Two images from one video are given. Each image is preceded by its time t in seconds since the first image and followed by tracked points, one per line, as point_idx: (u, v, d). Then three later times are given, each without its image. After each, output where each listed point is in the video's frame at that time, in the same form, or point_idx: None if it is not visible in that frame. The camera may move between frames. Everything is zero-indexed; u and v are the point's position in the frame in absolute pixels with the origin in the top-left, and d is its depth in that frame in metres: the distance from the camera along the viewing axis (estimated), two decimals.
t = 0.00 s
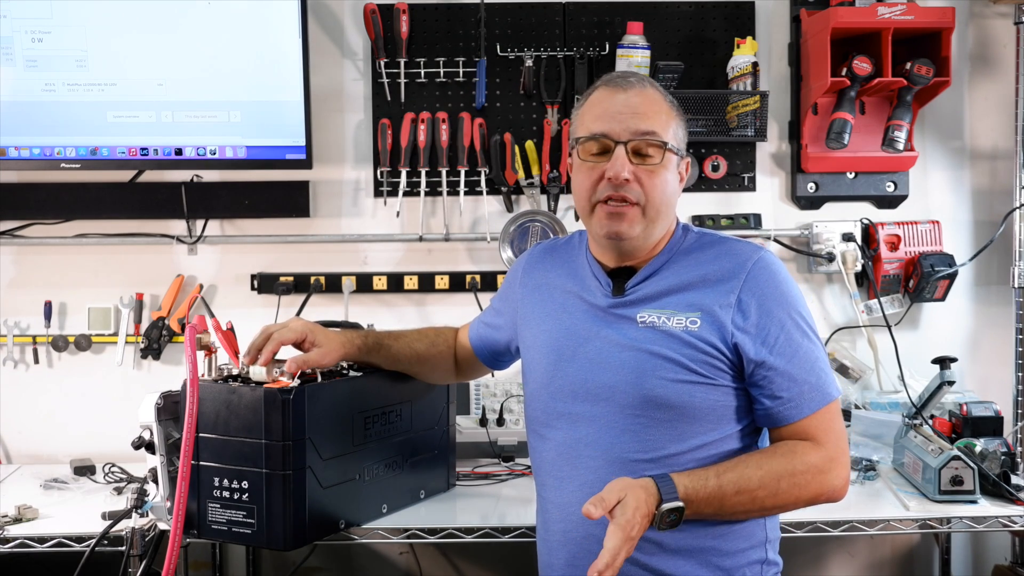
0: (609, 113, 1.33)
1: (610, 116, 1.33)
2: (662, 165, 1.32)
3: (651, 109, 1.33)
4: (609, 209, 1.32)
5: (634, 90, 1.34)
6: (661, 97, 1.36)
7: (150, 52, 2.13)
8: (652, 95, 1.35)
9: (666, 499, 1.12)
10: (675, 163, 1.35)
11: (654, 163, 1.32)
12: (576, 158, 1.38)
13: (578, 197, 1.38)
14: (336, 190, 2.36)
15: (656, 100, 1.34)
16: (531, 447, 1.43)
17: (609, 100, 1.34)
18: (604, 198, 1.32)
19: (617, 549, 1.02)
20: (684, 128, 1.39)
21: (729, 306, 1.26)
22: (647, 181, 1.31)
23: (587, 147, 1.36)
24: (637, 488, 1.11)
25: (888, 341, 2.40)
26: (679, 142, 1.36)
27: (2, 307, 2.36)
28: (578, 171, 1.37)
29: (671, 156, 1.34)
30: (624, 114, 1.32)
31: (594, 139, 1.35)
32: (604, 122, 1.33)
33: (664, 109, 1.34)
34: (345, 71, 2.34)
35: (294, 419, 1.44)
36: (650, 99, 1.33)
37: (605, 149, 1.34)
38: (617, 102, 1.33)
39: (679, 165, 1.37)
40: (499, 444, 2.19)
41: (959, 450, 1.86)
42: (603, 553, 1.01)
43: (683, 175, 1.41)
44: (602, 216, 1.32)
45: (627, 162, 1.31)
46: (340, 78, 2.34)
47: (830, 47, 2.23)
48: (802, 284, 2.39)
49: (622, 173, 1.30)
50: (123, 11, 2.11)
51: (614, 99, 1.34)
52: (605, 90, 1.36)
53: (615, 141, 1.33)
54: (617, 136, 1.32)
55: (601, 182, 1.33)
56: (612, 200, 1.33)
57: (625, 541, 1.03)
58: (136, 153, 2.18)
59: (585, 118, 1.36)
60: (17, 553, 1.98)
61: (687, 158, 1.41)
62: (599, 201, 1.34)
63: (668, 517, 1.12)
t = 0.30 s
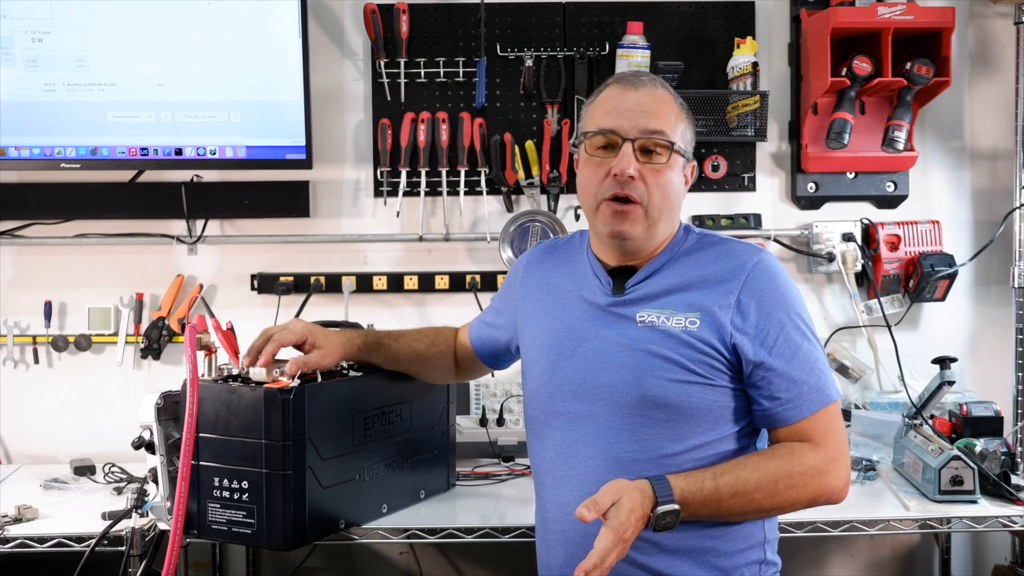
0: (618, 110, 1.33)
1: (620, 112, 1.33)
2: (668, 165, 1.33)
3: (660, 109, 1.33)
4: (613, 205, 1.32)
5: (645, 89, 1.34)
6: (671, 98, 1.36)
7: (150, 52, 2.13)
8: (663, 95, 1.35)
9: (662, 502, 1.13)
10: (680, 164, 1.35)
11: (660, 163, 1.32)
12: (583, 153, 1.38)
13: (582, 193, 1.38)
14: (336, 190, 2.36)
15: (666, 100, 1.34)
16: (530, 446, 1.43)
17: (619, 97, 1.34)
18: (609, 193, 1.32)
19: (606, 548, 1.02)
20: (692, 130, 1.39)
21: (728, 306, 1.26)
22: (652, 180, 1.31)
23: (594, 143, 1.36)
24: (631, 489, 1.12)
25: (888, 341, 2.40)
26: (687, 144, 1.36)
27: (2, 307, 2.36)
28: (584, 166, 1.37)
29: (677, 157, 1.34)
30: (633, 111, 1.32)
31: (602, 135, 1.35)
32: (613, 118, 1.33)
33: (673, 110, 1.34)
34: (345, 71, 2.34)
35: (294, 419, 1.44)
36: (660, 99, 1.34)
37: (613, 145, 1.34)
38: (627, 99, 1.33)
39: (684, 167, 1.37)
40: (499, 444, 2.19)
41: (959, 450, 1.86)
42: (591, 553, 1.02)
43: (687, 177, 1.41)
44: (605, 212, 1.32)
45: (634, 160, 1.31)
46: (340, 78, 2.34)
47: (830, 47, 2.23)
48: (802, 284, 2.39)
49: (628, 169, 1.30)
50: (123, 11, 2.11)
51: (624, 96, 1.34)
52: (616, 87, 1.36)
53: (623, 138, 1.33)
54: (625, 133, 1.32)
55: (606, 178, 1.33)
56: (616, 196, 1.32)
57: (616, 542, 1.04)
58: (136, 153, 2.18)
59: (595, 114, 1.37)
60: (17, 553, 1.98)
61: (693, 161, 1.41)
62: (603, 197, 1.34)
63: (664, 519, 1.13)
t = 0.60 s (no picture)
0: (618, 111, 1.33)
1: (620, 113, 1.33)
2: (667, 166, 1.33)
3: (660, 109, 1.33)
4: (612, 206, 1.32)
5: (645, 90, 1.34)
6: (671, 98, 1.36)
7: (150, 52, 2.13)
8: (662, 95, 1.35)
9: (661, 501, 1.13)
10: (680, 164, 1.35)
11: (660, 164, 1.32)
12: (583, 154, 1.38)
13: (582, 194, 1.38)
14: (336, 190, 2.36)
15: (666, 101, 1.34)
16: (530, 446, 1.43)
17: (619, 98, 1.34)
18: (608, 195, 1.32)
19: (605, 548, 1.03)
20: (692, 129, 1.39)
21: (728, 306, 1.26)
22: (651, 181, 1.31)
23: (594, 144, 1.36)
24: (631, 489, 1.12)
25: (888, 341, 2.40)
26: (687, 145, 1.36)
27: (2, 307, 2.36)
28: (584, 167, 1.37)
29: (678, 158, 1.34)
30: (633, 112, 1.32)
31: (602, 136, 1.35)
32: (613, 119, 1.33)
33: (673, 110, 1.34)
34: (345, 71, 2.34)
35: (294, 419, 1.45)
36: (660, 100, 1.33)
37: (613, 146, 1.34)
38: (627, 100, 1.33)
39: (685, 167, 1.37)
40: (499, 444, 2.19)
41: (959, 450, 1.86)
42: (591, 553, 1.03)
43: (688, 177, 1.41)
44: (605, 214, 1.33)
45: (633, 161, 1.31)
46: (340, 78, 2.34)
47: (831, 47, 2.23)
48: (802, 284, 2.39)
49: (627, 171, 1.30)
50: (123, 11, 2.11)
51: (624, 97, 1.34)
52: (616, 88, 1.35)
53: (622, 139, 1.33)
54: (625, 134, 1.32)
55: (606, 179, 1.33)
56: (616, 198, 1.33)
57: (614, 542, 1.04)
58: (136, 153, 2.18)
59: (595, 115, 1.36)
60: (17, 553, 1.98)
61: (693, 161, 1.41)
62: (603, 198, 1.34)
63: (663, 519, 1.13)
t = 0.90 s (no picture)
0: (620, 109, 1.33)
1: (621, 111, 1.33)
2: (669, 163, 1.33)
3: (662, 108, 1.33)
4: (615, 203, 1.32)
5: (646, 88, 1.34)
6: (672, 97, 1.36)
7: (150, 52, 2.13)
8: (663, 94, 1.35)
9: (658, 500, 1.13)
10: (681, 163, 1.35)
11: (662, 161, 1.32)
12: (584, 152, 1.38)
13: (584, 192, 1.38)
14: (336, 190, 2.36)
15: (667, 99, 1.34)
16: (529, 445, 1.44)
17: (620, 96, 1.34)
18: (610, 193, 1.32)
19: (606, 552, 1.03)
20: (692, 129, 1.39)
21: (727, 307, 1.25)
22: (654, 178, 1.31)
23: (596, 142, 1.36)
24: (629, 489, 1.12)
25: (888, 341, 2.40)
26: (687, 144, 1.36)
27: (2, 308, 2.36)
28: (585, 165, 1.37)
29: (679, 156, 1.34)
30: (634, 110, 1.32)
31: (603, 134, 1.35)
32: (615, 117, 1.33)
33: (675, 109, 1.35)
34: (345, 71, 2.34)
35: (294, 419, 1.44)
36: (661, 98, 1.34)
37: (614, 144, 1.34)
38: (629, 98, 1.33)
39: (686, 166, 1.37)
40: (499, 444, 2.19)
41: (959, 450, 1.86)
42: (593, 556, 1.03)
43: (688, 177, 1.41)
44: (607, 211, 1.32)
45: (636, 158, 1.31)
46: (340, 78, 2.34)
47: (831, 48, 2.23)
48: (802, 284, 2.39)
49: (630, 169, 1.29)
50: (123, 11, 2.11)
51: (626, 95, 1.34)
52: (617, 87, 1.36)
53: (624, 137, 1.33)
54: (626, 132, 1.32)
55: (608, 177, 1.33)
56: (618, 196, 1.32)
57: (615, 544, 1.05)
58: (136, 152, 2.18)
59: (595, 113, 1.37)
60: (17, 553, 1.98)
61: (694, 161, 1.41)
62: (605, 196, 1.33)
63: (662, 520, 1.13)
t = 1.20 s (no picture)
0: (609, 105, 1.34)
1: (610, 107, 1.33)
2: (659, 158, 1.33)
3: (651, 103, 1.33)
4: (604, 198, 1.32)
5: (635, 85, 1.35)
6: (662, 93, 1.37)
7: (150, 52, 2.13)
8: (653, 90, 1.35)
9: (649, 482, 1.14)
10: (673, 158, 1.35)
11: (651, 156, 1.32)
12: (575, 150, 1.39)
13: (575, 188, 1.38)
14: (336, 190, 2.36)
15: (657, 95, 1.35)
16: (526, 443, 1.44)
17: (609, 93, 1.34)
18: (599, 188, 1.32)
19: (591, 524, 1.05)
20: (685, 125, 1.39)
21: (722, 304, 1.25)
22: (642, 174, 1.31)
23: (586, 138, 1.36)
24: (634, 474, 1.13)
25: (888, 341, 2.40)
26: (680, 139, 1.36)
27: (2, 308, 2.36)
28: (577, 162, 1.37)
29: (670, 151, 1.34)
30: (623, 106, 1.33)
31: (592, 130, 1.35)
32: (604, 113, 1.34)
33: (665, 105, 1.35)
34: (345, 71, 2.34)
35: (294, 419, 1.44)
36: (650, 94, 1.34)
37: (604, 140, 1.35)
38: (618, 94, 1.34)
39: (678, 162, 1.37)
40: (499, 444, 2.19)
41: (959, 450, 1.86)
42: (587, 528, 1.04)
43: (683, 174, 1.41)
44: (597, 206, 1.32)
45: (624, 153, 1.31)
46: (340, 77, 2.34)
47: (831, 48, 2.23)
48: (801, 284, 2.39)
49: (617, 163, 1.30)
50: (124, 11, 2.11)
51: (614, 92, 1.34)
52: (606, 84, 1.36)
53: (613, 132, 1.33)
54: (615, 127, 1.33)
55: (597, 172, 1.33)
56: (608, 192, 1.32)
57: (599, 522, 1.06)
58: (136, 153, 2.18)
59: (585, 110, 1.37)
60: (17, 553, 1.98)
61: (688, 157, 1.40)
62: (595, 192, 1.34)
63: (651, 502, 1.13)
